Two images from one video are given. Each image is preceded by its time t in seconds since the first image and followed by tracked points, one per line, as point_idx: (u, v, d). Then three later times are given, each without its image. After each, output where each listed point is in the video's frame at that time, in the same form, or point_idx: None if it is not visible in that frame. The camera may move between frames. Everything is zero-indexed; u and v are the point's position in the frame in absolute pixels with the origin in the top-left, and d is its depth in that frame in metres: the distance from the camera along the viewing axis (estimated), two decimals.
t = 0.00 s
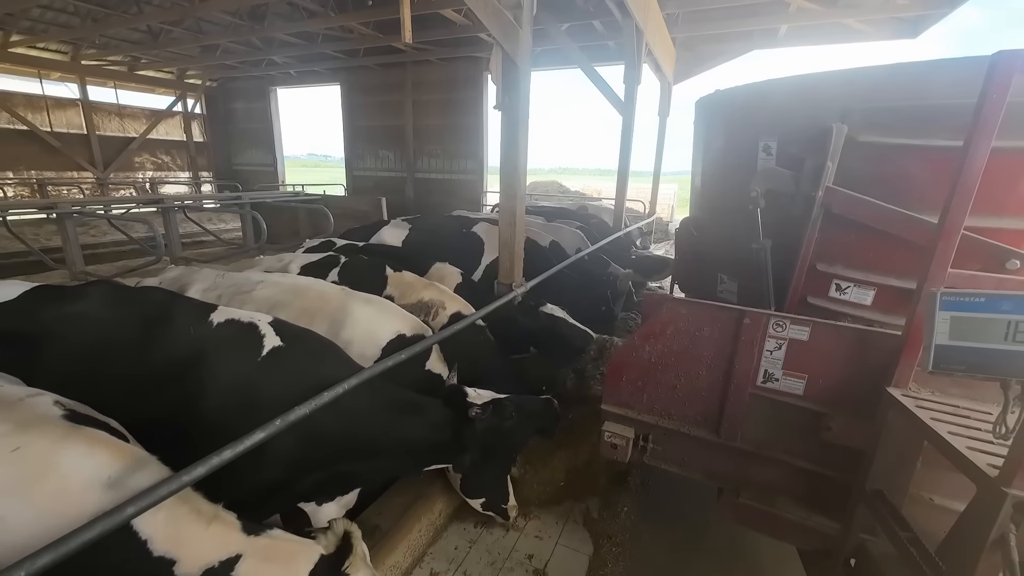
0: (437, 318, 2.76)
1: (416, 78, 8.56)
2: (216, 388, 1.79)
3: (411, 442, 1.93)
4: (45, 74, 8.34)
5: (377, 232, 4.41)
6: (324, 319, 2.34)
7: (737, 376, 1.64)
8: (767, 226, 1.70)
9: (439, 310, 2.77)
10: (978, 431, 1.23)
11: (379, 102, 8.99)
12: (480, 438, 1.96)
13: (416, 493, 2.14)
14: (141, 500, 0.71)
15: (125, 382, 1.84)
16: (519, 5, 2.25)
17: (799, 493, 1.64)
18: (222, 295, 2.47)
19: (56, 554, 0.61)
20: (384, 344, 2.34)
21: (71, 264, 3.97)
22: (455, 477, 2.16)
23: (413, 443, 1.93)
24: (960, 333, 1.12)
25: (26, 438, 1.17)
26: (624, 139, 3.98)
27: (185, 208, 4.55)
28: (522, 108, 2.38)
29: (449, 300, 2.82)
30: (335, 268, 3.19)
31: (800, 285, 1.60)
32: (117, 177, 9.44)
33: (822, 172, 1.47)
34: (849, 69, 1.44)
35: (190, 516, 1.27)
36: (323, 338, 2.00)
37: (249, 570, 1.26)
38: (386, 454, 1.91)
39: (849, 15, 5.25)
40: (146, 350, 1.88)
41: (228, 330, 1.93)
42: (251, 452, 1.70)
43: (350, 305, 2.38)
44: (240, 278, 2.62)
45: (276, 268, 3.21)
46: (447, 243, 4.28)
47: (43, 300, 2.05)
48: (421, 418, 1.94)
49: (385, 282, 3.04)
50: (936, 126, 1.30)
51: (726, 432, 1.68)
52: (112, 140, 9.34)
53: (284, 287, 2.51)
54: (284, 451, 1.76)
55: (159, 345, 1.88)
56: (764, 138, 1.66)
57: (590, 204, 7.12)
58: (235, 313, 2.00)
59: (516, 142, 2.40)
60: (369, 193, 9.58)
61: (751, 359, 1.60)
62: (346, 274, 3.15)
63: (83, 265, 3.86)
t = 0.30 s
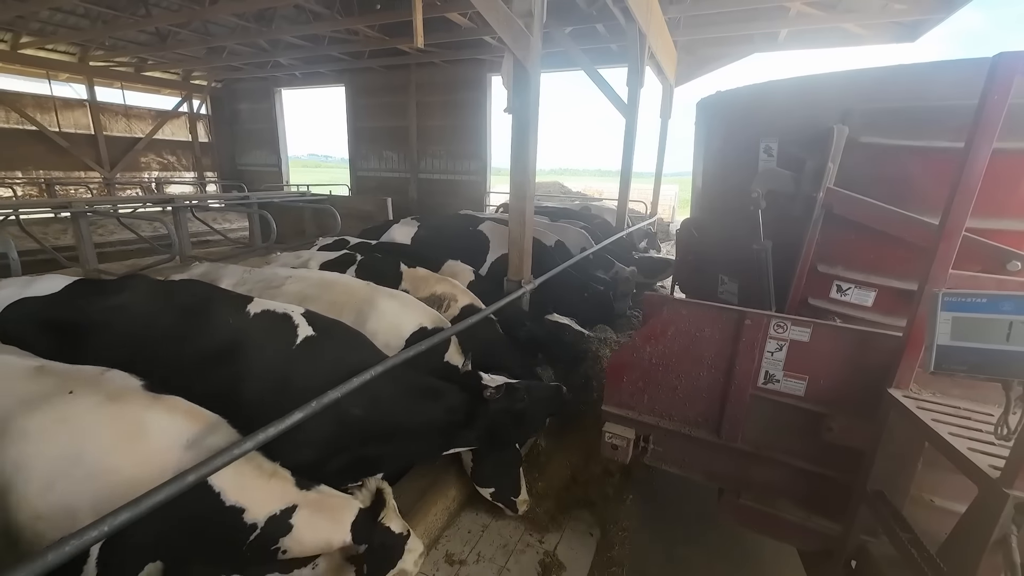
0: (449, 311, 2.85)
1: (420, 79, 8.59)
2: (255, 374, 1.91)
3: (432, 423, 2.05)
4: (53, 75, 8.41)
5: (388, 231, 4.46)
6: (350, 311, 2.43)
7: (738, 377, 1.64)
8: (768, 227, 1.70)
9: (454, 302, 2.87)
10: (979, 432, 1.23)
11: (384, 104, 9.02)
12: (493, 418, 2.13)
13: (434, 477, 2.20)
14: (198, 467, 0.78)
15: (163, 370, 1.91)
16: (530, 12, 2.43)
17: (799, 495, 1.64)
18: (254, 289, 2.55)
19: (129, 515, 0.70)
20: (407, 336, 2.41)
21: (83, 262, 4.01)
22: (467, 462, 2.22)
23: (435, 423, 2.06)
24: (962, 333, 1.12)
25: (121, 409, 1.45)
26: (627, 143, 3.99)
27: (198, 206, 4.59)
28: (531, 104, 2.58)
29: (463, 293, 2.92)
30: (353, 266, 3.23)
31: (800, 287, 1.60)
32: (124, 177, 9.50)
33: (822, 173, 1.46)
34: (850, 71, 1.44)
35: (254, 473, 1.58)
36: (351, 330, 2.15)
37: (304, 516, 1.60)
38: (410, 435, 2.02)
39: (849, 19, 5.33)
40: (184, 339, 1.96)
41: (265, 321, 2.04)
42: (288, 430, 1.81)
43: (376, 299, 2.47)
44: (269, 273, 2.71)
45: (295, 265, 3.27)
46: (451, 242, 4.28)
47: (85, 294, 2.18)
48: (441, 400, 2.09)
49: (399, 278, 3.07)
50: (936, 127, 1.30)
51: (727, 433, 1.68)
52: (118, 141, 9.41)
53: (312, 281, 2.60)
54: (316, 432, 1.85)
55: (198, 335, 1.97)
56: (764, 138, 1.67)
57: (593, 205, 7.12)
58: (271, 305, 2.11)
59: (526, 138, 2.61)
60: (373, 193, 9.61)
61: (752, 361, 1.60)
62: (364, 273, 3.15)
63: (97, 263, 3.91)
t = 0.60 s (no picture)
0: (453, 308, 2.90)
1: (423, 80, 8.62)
2: (277, 363, 2.01)
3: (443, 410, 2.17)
4: (60, 75, 8.49)
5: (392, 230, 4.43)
6: (359, 304, 2.49)
7: (737, 377, 1.63)
8: (767, 229, 1.69)
9: (456, 297, 2.92)
10: (978, 433, 1.23)
11: (386, 104, 9.05)
12: (499, 406, 2.21)
13: (445, 462, 2.34)
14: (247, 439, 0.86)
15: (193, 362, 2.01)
16: (537, 18, 2.46)
17: (798, 494, 1.63)
18: (268, 282, 2.62)
19: (180, 483, 0.77)
20: (412, 327, 2.47)
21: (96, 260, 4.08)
22: (473, 448, 2.36)
23: (446, 410, 2.18)
24: (962, 335, 1.12)
25: (183, 383, 1.64)
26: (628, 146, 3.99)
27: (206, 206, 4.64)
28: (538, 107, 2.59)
29: (464, 288, 2.97)
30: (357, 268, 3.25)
31: (799, 288, 1.60)
32: (129, 177, 9.58)
33: (822, 174, 1.46)
34: (849, 73, 1.44)
35: (295, 441, 1.79)
36: (364, 320, 2.21)
37: (339, 477, 1.81)
38: (423, 421, 2.16)
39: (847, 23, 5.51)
40: (212, 329, 2.07)
41: (286, 314, 2.11)
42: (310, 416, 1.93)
43: (382, 292, 2.52)
44: (283, 266, 2.80)
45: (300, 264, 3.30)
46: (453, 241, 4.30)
47: (112, 286, 2.23)
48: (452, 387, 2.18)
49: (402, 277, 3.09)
50: (937, 128, 1.30)
51: (726, 433, 1.68)
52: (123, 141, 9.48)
53: (325, 275, 2.68)
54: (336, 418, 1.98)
55: (225, 324, 2.08)
56: (764, 140, 1.67)
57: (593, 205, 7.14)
58: (291, 297, 2.19)
59: (532, 140, 2.63)
60: (376, 193, 9.64)
61: (751, 362, 1.60)
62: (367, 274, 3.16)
63: (106, 261, 3.96)
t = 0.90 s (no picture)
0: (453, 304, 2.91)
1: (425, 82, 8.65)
2: (300, 351, 2.04)
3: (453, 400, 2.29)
4: (66, 76, 8.57)
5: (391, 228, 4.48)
6: (370, 297, 2.52)
7: (737, 378, 1.63)
8: (766, 230, 1.69)
9: (455, 293, 2.93)
10: (977, 434, 1.23)
11: (389, 104, 9.08)
12: (507, 396, 2.37)
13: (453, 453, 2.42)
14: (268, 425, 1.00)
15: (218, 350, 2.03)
16: (543, 23, 2.48)
17: (797, 495, 1.63)
18: (283, 276, 2.65)
19: (223, 455, 0.92)
20: (420, 322, 2.50)
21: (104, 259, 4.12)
22: (480, 439, 2.41)
23: (456, 399, 2.30)
24: (962, 337, 1.12)
25: (205, 371, 1.72)
26: (629, 147, 4.00)
27: (217, 204, 4.65)
28: (544, 110, 2.62)
29: (462, 283, 2.97)
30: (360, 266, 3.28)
31: (799, 289, 1.59)
32: (133, 176, 9.64)
33: (822, 175, 1.46)
34: (849, 75, 1.44)
35: (315, 421, 1.88)
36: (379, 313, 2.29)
37: (352, 452, 1.92)
38: (436, 410, 2.27)
39: (847, 25, 5.55)
40: (238, 318, 2.09)
41: (304, 304, 2.17)
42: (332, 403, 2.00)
43: (393, 287, 2.56)
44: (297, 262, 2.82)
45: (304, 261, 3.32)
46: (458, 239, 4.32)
47: (138, 280, 2.23)
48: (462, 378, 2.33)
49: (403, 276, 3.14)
50: (936, 129, 1.30)
51: (725, 434, 1.68)
52: (128, 141, 9.56)
53: (337, 271, 2.70)
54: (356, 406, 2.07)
55: (246, 315, 2.09)
56: (764, 141, 1.67)
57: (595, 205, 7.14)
58: (309, 289, 2.24)
59: (538, 142, 2.65)
60: (379, 193, 9.67)
61: (751, 362, 1.60)
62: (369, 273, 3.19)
63: (116, 259, 4.01)
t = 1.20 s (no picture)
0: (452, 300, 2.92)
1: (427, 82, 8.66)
2: (312, 344, 2.02)
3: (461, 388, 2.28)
4: (71, 76, 8.62)
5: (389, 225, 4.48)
6: (375, 294, 2.54)
7: (737, 378, 1.63)
8: (766, 231, 1.69)
9: (453, 290, 2.95)
10: (979, 436, 1.22)
11: (392, 105, 9.11)
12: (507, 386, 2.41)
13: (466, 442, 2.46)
14: (290, 413, 0.98)
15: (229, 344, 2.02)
16: (548, 28, 2.47)
17: (797, 496, 1.63)
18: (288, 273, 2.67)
19: (255, 438, 0.90)
20: (424, 319, 2.52)
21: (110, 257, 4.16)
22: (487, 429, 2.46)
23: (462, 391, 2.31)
24: (963, 338, 1.11)
25: (211, 362, 1.70)
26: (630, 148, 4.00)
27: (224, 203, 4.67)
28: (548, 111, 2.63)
29: (459, 280, 2.99)
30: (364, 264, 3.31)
31: (799, 289, 1.59)
32: (137, 176, 9.70)
33: (821, 175, 1.45)
34: (848, 75, 1.44)
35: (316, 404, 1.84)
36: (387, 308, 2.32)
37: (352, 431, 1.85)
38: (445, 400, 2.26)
39: (846, 28, 5.58)
40: (250, 311, 2.13)
41: (315, 300, 2.21)
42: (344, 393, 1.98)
43: (399, 284, 2.58)
44: (305, 260, 2.84)
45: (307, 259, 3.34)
46: (459, 238, 4.33)
47: (151, 280, 2.29)
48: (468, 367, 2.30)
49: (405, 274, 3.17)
50: (937, 130, 1.30)
51: (725, 435, 1.68)
52: (133, 140, 9.62)
53: (345, 269, 2.72)
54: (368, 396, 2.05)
55: (258, 311, 2.12)
56: (763, 141, 1.66)
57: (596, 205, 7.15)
58: (320, 286, 2.28)
59: (543, 143, 2.67)
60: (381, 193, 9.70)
61: (751, 362, 1.60)
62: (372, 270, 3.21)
63: (126, 257, 4.05)
